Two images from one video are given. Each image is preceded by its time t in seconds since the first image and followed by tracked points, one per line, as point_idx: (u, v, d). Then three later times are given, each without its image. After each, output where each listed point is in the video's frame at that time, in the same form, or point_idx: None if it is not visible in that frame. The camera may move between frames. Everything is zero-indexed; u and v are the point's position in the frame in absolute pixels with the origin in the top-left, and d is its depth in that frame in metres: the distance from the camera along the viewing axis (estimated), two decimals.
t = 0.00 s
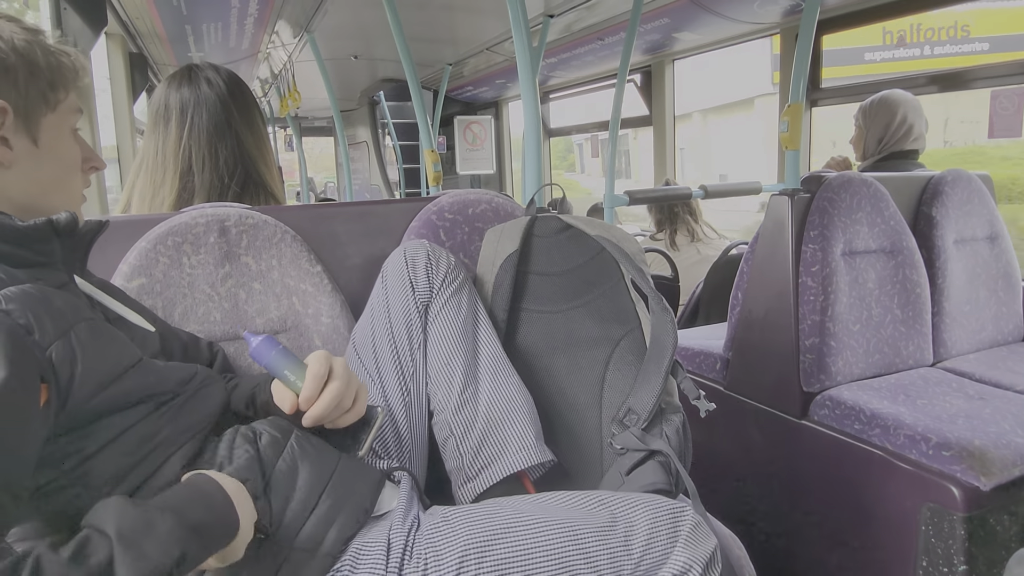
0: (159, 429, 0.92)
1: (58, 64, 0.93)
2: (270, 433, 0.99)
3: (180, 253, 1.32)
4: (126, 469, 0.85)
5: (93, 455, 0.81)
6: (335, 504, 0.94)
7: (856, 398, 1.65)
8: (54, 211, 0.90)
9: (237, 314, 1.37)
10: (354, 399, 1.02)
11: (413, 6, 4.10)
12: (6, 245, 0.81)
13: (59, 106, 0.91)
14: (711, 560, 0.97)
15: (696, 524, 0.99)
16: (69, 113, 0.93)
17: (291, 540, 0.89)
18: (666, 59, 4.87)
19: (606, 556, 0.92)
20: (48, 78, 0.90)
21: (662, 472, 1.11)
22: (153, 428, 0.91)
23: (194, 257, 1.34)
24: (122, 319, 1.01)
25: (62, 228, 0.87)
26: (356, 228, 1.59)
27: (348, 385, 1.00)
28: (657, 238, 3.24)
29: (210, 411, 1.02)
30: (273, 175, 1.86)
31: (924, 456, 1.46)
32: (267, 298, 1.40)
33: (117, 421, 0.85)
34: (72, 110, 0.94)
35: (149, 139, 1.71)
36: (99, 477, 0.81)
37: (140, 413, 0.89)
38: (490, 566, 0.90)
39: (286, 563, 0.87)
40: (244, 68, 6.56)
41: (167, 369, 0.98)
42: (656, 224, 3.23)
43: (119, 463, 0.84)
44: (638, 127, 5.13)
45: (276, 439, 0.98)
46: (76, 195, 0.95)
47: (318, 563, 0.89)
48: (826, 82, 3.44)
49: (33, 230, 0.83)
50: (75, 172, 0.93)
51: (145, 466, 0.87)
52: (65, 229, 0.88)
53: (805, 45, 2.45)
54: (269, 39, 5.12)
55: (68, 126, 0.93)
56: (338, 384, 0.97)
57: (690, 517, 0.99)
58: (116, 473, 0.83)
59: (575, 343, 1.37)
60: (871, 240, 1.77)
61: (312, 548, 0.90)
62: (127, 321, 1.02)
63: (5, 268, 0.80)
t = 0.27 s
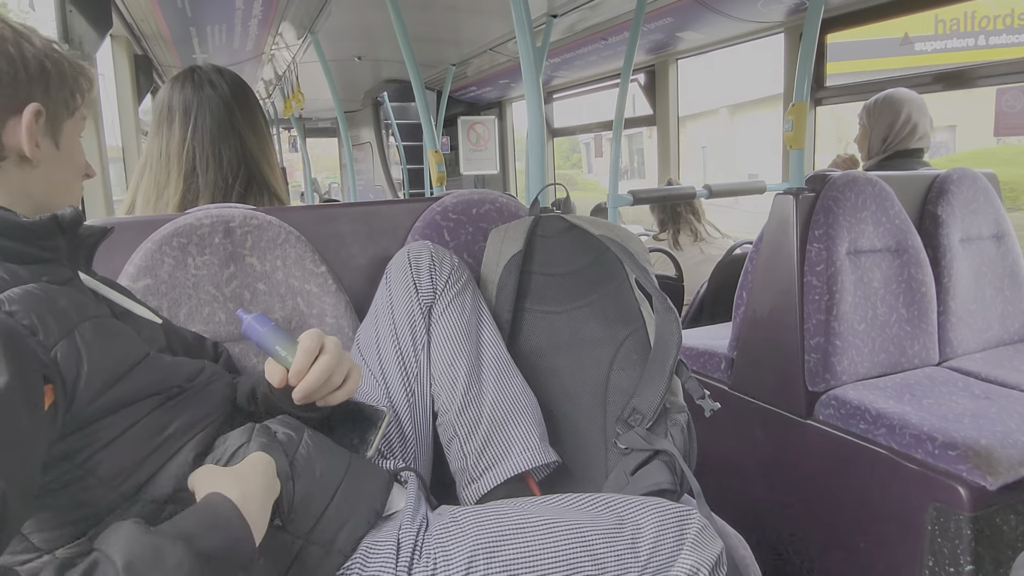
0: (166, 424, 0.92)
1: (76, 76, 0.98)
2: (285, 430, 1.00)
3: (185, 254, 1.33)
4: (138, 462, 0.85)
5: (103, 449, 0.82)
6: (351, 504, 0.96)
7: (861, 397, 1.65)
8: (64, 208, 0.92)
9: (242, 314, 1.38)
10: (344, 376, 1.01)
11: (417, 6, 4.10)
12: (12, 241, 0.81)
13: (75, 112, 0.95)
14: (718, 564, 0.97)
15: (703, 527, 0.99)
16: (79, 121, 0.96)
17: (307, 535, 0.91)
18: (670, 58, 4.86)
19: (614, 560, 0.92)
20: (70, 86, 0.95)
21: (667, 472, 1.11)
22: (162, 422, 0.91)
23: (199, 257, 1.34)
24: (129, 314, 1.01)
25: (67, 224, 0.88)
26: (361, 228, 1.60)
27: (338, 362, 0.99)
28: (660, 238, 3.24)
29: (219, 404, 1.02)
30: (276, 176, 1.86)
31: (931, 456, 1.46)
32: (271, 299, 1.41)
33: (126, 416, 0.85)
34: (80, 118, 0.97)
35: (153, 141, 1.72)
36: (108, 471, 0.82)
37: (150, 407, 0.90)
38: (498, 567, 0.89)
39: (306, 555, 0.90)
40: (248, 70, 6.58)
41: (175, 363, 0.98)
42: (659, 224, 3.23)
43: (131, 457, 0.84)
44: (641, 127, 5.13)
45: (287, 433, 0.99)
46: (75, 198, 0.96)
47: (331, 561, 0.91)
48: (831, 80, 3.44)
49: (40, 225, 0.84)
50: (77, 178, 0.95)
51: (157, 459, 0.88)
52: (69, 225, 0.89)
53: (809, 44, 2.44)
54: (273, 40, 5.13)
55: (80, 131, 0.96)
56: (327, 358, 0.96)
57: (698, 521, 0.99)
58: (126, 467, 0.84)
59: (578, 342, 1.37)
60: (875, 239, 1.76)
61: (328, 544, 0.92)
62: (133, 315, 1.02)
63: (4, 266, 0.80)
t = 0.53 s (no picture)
0: (169, 423, 0.92)
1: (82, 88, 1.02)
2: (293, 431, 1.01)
3: (187, 254, 1.33)
4: (140, 462, 0.86)
5: (104, 450, 0.83)
6: (359, 505, 0.97)
7: (863, 398, 1.64)
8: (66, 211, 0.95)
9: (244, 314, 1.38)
10: (345, 368, 1.02)
11: (419, 7, 4.10)
12: (17, 241, 0.82)
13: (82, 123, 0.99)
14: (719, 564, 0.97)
15: (704, 528, 0.99)
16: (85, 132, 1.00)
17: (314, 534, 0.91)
18: (672, 59, 4.86)
19: (614, 560, 0.92)
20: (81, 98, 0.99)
21: (668, 472, 1.11)
22: (165, 422, 0.91)
23: (200, 257, 1.34)
24: (132, 314, 1.02)
25: (70, 224, 0.89)
26: (362, 228, 1.60)
27: (339, 354, 1.00)
28: (661, 238, 3.24)
29: (222, 405, 1.03)
30: (278, 177, 1.87)
31: (933, 457, 1.45)
32: (273, 299, 1.41)
33: (127, 417, 0.86)
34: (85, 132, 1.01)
35: (154, 141, 1.72)
36: (110, 470, 0.83)
37: (151, 408, 0.90)
38: (499, 566, 0.89)
39: (313, 549, 0.90)
40: (250, 70, 6.59)
41: (179, 363, 0.98)
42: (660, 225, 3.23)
43: (133, 456, 0.85)
44: (643, 127, 5.13)
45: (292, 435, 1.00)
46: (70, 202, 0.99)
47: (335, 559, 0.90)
48: (832, 81, 3.43)
49: (45, 226, 0.85)
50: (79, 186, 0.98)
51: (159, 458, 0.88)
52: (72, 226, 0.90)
53: (811, 44, 2.44)
54: (275, 40, 5.14)
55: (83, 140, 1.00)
56: (328, 349, 0.97)
57: (699, 521, 0.99)
58: (128, 467, 0.84)
59: (580, 343, 1.37)
60: (877, 239, 1.76)
61: (336, 539, 0.92)
62: (136, 313, 1.02)
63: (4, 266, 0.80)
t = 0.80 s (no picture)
0: (159, 432, 0.93)
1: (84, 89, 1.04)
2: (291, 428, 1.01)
3: (187, 253, 1.33)
4: (127, 469, 0.86)
5: (92, 457, 0.83)
6: (355, 508, 0.96)
7: (863, 399, 1.64)
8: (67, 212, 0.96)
9: (244, 314, 1.38)
10: (354, 363, 1.02)
11: (419, 7, 4.10)
12: (16, 242, 0.82)
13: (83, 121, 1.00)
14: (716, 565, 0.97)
15: (701, 528, 0.99)
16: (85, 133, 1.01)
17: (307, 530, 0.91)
18: (672, 59, 4.87)
19: (610, 560, 0.92)
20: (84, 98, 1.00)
21: (668, 474, 1.12)
22: (154, 431, 0.92)
23: (200, 257, 1.34)
24: (131, 317, 1.02)
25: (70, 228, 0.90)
26: (362, 228, 1.60)
27: (349, 349, 1.00)
28: (661, 239, 3.24)
29: (213, 412, 1.04)
30: (278, 177, 1.87)
31: (932, 458, 1.45)
32: (273, 298, 1.41)
33: (116, 424, 0.87)
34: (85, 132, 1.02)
35: (155, 141, 1.72)
36: (98, 478, 0.82)
37: (140, 416, 0.91)
38: (494, 567, 0.89)
39: (305, 550, 0.90)
40: (251, 70, 6.59)
41: (172, 372, 1.00)
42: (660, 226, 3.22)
43: (122, 463, 0.86)
44: (643, 128, 5.13)
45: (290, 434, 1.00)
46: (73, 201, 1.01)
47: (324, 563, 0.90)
48: (832, 82, 3.43)
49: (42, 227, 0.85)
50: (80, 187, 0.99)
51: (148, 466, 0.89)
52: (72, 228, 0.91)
53: (811, 45, 2.44)
54: (275, 41, 5.15)
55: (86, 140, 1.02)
56: (339, 343, 0.97)
57: (696, 521, 0.99)
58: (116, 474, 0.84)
59: (580, 343, 1.37)
60: (877, 240, 1.76)
61: (329, 541, 0.92)
62: (138, 319, 1.03)
63: None
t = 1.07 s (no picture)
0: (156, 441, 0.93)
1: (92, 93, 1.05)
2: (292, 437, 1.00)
3: (189, 255, 1.33)
4: (121, 479, 0.87)
5: (86, 466, 0.83)
6: (351, 515, 0.96)
7: (865, 400, 1.64)
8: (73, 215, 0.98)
9: (246, 315, 1.38)
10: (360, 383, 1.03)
11: (421, 8, 4.11)
12: (22, 248, 0.84)
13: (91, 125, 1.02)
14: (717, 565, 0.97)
15: (702, 529, 0.98)
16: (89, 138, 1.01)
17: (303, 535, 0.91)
18: (674, 60, 4.87)
19: (610, 560, 0.92)
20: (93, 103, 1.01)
21: (670, 476, 1.12)
22: (151, 440, 0.93)
23: (203, 258, 1.34)
24: (131, 326, 1.03)
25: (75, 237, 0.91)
26: (364, 229, 1.60)
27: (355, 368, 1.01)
28: (662, 240, 3.24)
29: (211, 421, 1.04)
30: (280, 179, 1.87)
31: (934, 459, 1.45)
32: (275, 300, 1.41)
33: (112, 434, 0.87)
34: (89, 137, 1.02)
35: (157, 143, 1.72)
36: (90, 487, 0.83)
37: (138, 426, 0.91)
38: (492, 569, 0.89)
39: (298, 559, 0.89)
40: (253, 71, 6.60)
41: (171, 381, 1.00)
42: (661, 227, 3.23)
43: (117, 472, 0.86)
44: (644, 129, 5.12)
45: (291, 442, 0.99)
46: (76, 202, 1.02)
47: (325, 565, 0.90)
48: (834, 82, 3.43)
49: (47, 232, 0.86)
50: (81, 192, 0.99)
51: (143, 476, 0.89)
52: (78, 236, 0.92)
53: (813, 46, 2.44)
54: (277, 42, 5.16)
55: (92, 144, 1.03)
56: (344, 364, 0.98)
57: (697, 521, 0.98)
58: (109, 484, 0.85)
59: (582, 344, 1.37)
60: (879, 241, 1.76)
61: (324, 548, 0.91)
62: (140, 330, 1.04)
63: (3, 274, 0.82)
